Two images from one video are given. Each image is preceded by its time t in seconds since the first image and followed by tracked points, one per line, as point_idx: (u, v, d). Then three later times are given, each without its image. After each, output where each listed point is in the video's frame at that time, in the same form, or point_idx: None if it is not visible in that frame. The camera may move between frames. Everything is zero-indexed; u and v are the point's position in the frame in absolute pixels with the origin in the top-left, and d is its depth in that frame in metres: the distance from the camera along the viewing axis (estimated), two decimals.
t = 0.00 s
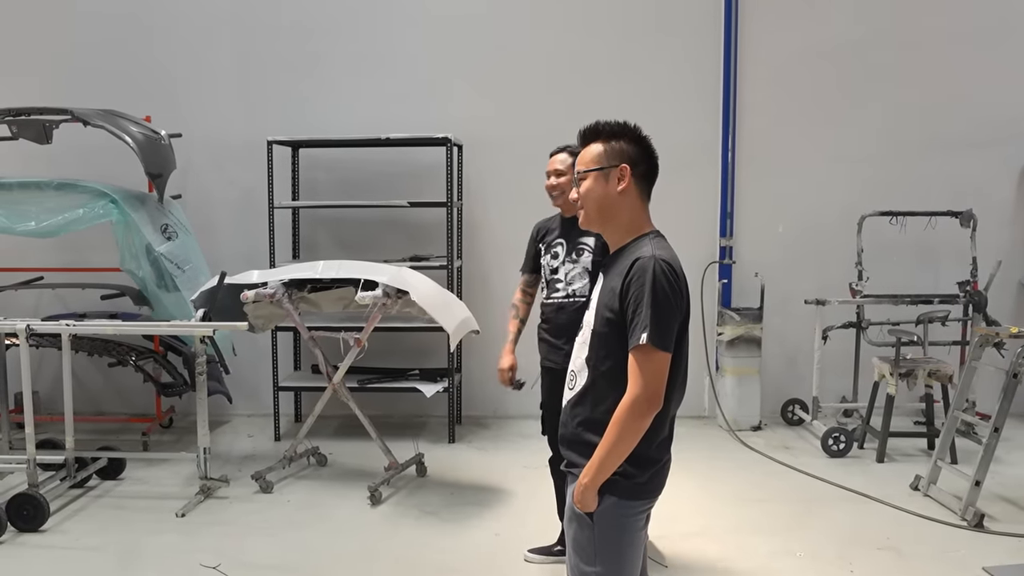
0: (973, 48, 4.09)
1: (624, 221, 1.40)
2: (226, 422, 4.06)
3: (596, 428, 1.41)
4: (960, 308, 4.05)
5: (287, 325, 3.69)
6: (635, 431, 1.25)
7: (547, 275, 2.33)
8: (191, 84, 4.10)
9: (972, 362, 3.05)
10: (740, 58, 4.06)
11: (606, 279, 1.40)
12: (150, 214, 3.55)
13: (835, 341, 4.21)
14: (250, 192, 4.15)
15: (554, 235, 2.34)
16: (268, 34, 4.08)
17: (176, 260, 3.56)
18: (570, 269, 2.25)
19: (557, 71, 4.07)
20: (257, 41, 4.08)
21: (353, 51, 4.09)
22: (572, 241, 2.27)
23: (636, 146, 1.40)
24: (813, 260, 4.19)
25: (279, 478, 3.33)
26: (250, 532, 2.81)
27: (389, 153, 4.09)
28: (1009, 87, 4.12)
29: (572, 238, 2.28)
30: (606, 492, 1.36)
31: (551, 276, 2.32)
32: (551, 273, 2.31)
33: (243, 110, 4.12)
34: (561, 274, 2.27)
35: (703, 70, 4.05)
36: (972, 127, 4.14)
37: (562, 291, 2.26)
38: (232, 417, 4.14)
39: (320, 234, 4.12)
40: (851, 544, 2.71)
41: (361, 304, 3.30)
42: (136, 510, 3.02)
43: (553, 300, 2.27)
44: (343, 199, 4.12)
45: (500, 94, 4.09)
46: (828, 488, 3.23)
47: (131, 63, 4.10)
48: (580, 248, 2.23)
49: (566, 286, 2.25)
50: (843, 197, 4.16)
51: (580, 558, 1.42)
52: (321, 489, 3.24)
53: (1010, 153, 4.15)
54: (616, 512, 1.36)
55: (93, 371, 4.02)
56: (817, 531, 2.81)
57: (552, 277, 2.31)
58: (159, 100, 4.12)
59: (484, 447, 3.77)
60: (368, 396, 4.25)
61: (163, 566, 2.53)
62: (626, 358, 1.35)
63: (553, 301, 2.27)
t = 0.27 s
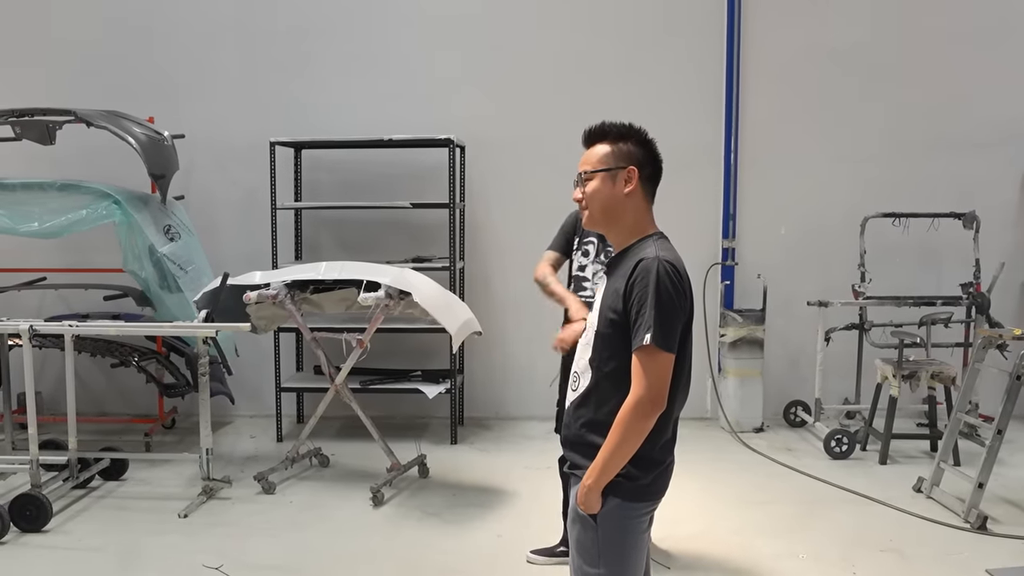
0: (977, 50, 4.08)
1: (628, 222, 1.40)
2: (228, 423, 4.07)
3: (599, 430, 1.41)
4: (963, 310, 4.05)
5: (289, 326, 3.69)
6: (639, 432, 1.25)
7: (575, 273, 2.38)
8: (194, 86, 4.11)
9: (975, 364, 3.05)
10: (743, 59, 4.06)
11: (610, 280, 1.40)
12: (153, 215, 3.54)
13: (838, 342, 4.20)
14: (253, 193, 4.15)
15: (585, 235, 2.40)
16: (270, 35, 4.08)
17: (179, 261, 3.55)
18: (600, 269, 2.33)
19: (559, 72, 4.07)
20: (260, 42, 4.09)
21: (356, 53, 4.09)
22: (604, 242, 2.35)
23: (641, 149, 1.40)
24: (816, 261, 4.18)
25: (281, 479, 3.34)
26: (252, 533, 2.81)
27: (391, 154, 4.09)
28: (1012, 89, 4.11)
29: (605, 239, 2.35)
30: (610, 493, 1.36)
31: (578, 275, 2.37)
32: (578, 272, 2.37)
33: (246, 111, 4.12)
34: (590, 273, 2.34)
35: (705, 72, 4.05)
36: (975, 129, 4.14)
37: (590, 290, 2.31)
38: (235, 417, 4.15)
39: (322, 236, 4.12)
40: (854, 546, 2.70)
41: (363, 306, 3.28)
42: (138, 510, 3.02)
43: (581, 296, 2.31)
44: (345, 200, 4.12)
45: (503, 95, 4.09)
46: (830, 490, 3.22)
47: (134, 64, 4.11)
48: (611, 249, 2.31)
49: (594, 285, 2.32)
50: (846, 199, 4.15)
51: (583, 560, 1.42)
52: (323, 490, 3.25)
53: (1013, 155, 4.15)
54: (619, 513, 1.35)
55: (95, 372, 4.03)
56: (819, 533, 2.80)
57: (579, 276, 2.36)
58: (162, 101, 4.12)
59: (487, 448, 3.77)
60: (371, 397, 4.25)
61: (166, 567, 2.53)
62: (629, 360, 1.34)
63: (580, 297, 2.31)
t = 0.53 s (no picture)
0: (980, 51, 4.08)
1: (630, 224, 1.40)
2: (230, 424, 4.07)
3: (603, 431, 1.41)
4: (965, 312, 4.04)
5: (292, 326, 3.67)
6: (643, 434, 1.25)
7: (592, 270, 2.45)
8: (197, 86, 4.11)
9: (978, 366, 3.04)
10: (746, 60, 4.06)
11: (614, 281, 1.40)
12: (155, 216, 3.54)
13: (840, 344, 4.20)
14: (255, 194, 4.15)
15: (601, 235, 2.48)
16: (273, 36, 4.09)
17: (181, 261, 3.54)
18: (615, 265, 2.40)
19: (562, 73, 4.07)
20: (263, 43, 4.09)
21: (358, 54, 4.10)
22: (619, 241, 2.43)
23: (646, 152, 1.40)
24: (819, 263, 4.18)
25: (283, 480, 3.34)
26: (254, 534, 2.81)
27: (394, 155, 4.10)
28: (1016, 90, 4.10)
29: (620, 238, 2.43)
30: (614, 495, 1.36)
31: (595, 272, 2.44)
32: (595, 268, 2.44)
33: (249, 112, 4.12)
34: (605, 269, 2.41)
35: (708, 73, 4.05)
36: (978, 131, 4.13)
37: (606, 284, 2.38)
38: (237, 418, 4.15)
39: (325, 236, 4.13)
40: (856, 548, 2.69)
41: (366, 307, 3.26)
42: (140, 511, 3.02)
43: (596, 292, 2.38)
44: (347, 201, 4.12)
45: (505, 97, 4.09)
46: (833, 492, 3.22)
47: (136, 65, 4.11)
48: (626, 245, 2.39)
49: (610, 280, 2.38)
50: (848, 200, 4.15)
51: (588, 562, 1.42)
52: (325, 491, 3.25)
53: (1016, 157, 4.14)
54: (623, 515, 1.35)
55: (98, 372, 4.03)
56: (821, 535, 2.80)
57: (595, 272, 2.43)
58: (165, 102, 4.13)
59: (489, 450, 3.77)
60: (372, 397, 4.26)
61: (168, 567, 2.53)
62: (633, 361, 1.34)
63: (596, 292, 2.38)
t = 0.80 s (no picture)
0: (983, 53, 4.07)
1: (635, 226, 1.40)
2: (233, 424, 4.07)
3: (607, 433, 1.41)
4: (969, 314, 4.04)
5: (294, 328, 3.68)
6: (647, 435, 1.25)
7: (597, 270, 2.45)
8: (199, 87, 4.12)
9: (981, 369, 3.03)
10: (748, 62, 4.06)
11: (617, 283, 1.40)
12: (158, 216, 3.55)
13: (843, 346, 4.19)
14: (258, 195, 4.16)
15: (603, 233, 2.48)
16: (276, 37, 4.09)
17: (184, 262, 3.54)
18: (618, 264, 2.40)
19: (564, 75, 4.07)
20: (265, 44, 4.09)
21: (361, 55, 4.10)
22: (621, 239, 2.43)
23: (649, 153, 1.40)
24: (821, 264, 4.17)
25: (285, 481, 3.34)
26: (256, 535, 2.81)
27: (396, 156, 4.10)
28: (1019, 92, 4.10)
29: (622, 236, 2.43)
30: (618, 497, 1.35)
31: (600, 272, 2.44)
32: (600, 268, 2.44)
33: (252, 112, 4.13)
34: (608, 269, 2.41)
35: (711, 74, 4.05)
36: (981, 132, 4.12)
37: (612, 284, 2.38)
38: (239, 419, 4.15)
39: (327, 237, 4.13)
40: (859, 550, 2.69)
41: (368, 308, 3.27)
42: (143, 511, 3.02)
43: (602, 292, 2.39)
44: (350, 202, 4.12)
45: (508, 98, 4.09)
46: (835, 494, 3.21)
47: (139, 66, 4.11)
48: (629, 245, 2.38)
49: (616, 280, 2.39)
50: (851, 202, 4.15)
51: (591, 563, 1.41)
52: (327, 492, 3.25)
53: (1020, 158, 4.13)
54: (627, 517, 1.35)
55: (100, 373, 4.04)
56: (823, 537, 2.80)
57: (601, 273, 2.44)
58: (168, 103, 4.13)
59: (491, 451, 3.77)
60: (375, 399, 4.26)
61: (170, 568, 2.53)
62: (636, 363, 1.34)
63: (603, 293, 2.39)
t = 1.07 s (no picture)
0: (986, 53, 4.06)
1: (636, 226, 1.39)
2: (234, 426, 4.07)
3: (609, 434, 1.40)
4: (972, 315, 4.02)
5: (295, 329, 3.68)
6: (649, 437, 1.24)
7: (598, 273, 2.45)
8: (201, 89, 4.12)
9: (985, 370, 3.02)
10: (750, 62, 4.05)
11: (619, 283, 1.39)
12: (160, 218, 3.54)
13: (846, 347, 4.18)
14: (259, 197, 4.15)
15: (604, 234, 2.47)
16: (277, 38, 4.09)
17: (185, 264, 3.53)
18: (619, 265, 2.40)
19: (566, 76, 4.07)
20: (267, 46, 4.09)
21: (362, 56, 4.10)
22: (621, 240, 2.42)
23: (649, 152, 1.39)
24: (824, 265, 4.16)
25: (287, 482, 3.33)
26: (258, 537, 2.80)
27: (398, 158, 4.09)
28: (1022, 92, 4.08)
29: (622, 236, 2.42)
30: (621, 499, 1.35)
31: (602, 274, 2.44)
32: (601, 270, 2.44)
33: (253, 114, 4.13)
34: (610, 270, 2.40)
35: (712, 75, 4.04)
36: (985, 133, 4.11)
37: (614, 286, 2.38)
38: (240, 421, 4.15)
39: (329, 239, 4.13)
40: (863, 552, 2.68)
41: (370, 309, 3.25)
42: (144, 513, 3.01)
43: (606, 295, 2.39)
44: (351, 203, 4.12)
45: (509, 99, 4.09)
46: (839, 496, 3.20)
47: (141, 67, 4.12)
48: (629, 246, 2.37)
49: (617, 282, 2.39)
50: (853, 203, 4.14)
51: (594, 566, 1.40)
52: (329, 493, 3.24)
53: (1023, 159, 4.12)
54: (630, 519, 1.34)
55: (101, 375, 4.03)
56: (826, 539, 2.78)
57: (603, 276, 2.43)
58: (170, 104, 4.13)
59: (493, 452, 3.76)
60: (376, 400, 4.25)
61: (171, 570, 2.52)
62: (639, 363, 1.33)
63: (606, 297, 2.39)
